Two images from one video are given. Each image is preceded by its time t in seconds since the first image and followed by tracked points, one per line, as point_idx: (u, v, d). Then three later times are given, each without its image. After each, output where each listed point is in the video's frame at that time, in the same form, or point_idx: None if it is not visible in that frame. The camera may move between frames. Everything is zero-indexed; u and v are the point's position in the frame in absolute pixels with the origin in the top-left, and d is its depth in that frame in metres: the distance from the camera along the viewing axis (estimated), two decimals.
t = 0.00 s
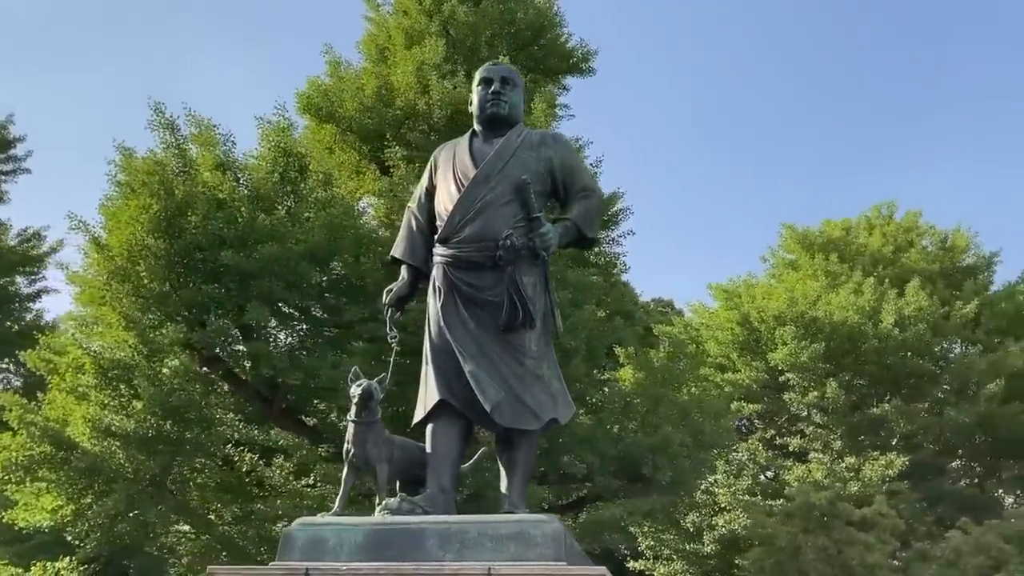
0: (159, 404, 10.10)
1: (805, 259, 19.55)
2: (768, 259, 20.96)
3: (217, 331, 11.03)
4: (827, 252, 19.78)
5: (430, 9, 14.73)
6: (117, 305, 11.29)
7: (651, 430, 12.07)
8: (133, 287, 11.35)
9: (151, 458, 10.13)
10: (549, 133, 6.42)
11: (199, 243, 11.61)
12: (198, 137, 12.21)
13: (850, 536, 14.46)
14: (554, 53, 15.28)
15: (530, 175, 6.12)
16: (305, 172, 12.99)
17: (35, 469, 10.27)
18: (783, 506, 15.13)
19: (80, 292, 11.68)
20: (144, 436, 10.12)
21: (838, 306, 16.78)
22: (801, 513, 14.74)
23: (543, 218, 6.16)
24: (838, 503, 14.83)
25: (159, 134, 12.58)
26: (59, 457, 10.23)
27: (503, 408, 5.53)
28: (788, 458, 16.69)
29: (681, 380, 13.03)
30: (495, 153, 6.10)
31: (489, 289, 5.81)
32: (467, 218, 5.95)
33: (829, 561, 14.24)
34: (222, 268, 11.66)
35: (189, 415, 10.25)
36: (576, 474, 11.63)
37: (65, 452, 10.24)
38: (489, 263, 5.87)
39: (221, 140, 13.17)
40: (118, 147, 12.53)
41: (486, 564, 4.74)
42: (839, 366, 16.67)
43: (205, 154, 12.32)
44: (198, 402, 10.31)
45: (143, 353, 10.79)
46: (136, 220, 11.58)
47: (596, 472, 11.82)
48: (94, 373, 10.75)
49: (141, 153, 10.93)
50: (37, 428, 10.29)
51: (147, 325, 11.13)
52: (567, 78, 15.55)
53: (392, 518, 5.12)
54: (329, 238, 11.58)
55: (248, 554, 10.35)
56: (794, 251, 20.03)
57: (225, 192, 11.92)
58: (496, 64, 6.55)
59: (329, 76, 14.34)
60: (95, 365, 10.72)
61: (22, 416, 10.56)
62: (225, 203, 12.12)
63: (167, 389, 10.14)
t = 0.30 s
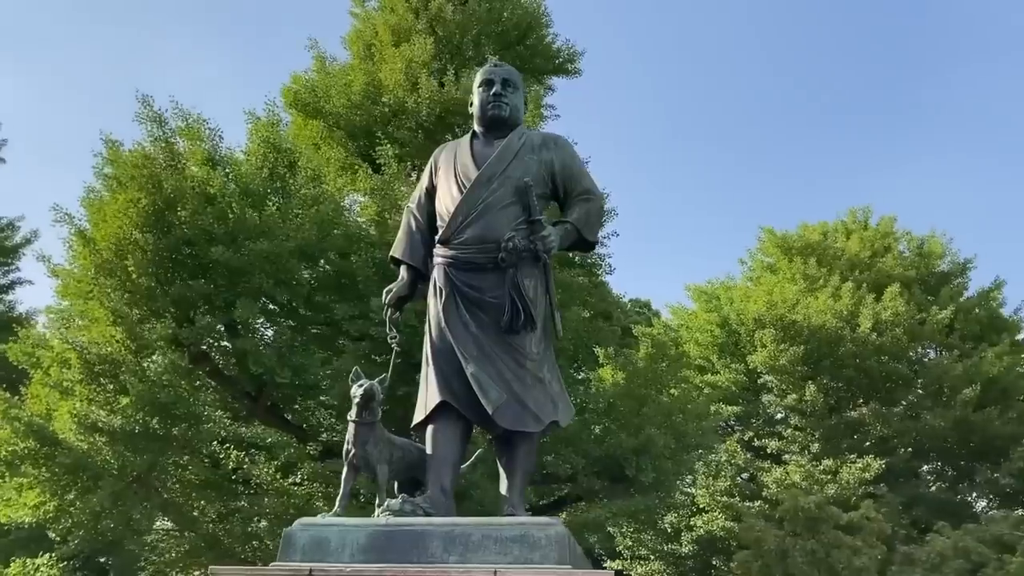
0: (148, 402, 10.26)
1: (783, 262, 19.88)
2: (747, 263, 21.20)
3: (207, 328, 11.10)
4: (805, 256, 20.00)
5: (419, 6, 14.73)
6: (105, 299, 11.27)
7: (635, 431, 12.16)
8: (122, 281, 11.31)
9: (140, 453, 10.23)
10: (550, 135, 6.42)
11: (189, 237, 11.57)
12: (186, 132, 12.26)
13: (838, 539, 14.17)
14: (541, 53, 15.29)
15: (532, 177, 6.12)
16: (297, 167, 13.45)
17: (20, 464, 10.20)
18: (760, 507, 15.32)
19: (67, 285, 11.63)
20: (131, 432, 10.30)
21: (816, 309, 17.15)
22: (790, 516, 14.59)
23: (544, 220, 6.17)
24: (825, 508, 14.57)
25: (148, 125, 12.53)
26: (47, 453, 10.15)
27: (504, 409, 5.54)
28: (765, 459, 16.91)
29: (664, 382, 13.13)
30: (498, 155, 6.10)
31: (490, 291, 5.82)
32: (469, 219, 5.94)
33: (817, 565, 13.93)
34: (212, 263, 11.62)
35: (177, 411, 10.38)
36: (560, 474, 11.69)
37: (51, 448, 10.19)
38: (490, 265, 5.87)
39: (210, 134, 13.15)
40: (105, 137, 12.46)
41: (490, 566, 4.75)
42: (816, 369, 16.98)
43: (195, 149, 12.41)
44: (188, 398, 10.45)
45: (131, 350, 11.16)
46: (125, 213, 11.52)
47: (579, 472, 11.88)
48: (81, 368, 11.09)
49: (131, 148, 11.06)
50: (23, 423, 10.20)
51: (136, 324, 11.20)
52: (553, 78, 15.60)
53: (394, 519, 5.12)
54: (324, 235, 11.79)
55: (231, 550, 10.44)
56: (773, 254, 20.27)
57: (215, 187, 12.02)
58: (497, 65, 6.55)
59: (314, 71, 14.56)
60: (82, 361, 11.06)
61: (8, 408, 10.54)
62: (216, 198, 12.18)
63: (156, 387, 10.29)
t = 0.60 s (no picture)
0: (137, 398, 10.21)
1: (762, 265, 20.12)
2: (727, 265, 21.40)
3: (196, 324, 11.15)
4: (784, 259, 20.19)
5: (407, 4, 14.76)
6: (93, 294, 11.43)
7: (619, 431, 12.24)
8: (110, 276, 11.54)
9: (126, 449, 10.14)
10: (550, 136, 6.42)
11: (178, 232, 11.68)
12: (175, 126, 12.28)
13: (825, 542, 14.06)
14: (528, 53, 15.32)
15: (533, 178, 6.12)
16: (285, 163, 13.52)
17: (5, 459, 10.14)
18: (738, 509, 15.49)
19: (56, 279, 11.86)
20: (118, 428, 10.21)
21: (796, 312, 17.39)
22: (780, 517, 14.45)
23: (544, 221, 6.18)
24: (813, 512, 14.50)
25: (136, 118, 12.56)
26: (30, 449, 10.04)
27: (505, 410, 5.55)
28: (744, 461, 17.09)
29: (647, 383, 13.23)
30: (499, 155, 6.09)
31: (491, 291, 5.82)
32: (470, 219, 5.94)
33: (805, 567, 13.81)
34: (200, 258, 11.66)
35: (166, 408, 10.31)
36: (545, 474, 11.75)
37: (35, 444, 10.05)
38: (491, 265, 5.87)
39: (197, 127, 13.16)
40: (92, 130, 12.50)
41: (494, 567, 4.76)
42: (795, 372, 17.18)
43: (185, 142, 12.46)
44: (176, 395, 10.43)
45: (119, 345, 11.24)
46: (111, 207, 11.65)
47: (564, 472, 11.95)
48: (66, 363, 11.17)
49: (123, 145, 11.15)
50: (8, 419, 10.09)
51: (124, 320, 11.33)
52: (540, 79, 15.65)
53: (395, 519, 5.12)
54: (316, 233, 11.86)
55: (217, 548, 10.41)
56: (752, 257, 20.50)
57: (204, 181, 12.12)
58: (498, 65, 6.55)
59: (301, 67, 14.69)
60: (69, 356, 11.13)
61: None
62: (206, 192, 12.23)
63: (144, 384, 10.23)
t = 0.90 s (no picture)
0: (127, 394, 10.09)
1: (742, 268, 20.31)
2: (706, 267, 21.58)
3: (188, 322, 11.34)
4: (764, 262, 20.38)
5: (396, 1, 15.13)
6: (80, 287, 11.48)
7: (603, 432, 12.35)
8: (98, 269, 11.62)
9: (111, 444, 10.14)
10: (552, 137, 6.42)
11: (168, 227, 11.83)
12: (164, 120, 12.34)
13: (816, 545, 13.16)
14: (516, 53, 15.41)
15: (535, 178, 6.12)
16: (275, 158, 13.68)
17: None
18: (718, 510, 15.63)
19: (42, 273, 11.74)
20: (104, 424, 10.14)
21: (774, 315, 17.77)
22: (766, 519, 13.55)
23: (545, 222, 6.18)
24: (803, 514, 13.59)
25: (124, 110, 12.59)
26: (13, 445, 9.92)
27: (506, 410, 5.54)
28: (722, 462, 17.26)
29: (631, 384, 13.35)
30: (501, 155, 6.08)
31: (493, 291, 5.81)
32: (472, 219, 5.92)
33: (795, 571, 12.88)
34: (190, 253, 11.85)
35: (155, 403, 10.22)
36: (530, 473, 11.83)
37: (17, 440, 9.95)
38: (493, 265, 5.87)
39: (187, 121, 13.16)
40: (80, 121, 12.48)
41: (499, 567, 4.76)
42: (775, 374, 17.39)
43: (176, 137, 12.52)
44: (165, 391, 10.29)
45: (106, 337, 11.22)
46: (100, 200, 11.76)
47: (549, 472, 12.02)
48: (52, 357, 10.82)
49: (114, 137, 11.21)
50: None
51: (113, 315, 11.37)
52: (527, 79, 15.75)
53: (397, 518, 5.10)
54: (306, 230, 12.17)
55: (202, 546, 10.30)
56: (732, 260, 20.70)
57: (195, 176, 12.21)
58: (499, 65, 6.54)
59: (288, 62, 14.98)
60: (54, 350, 10.84)
61: None
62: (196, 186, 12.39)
63: (133, 380, 10.16)
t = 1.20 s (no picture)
0: (117, 389, 10.15)
1: (722, 270, 20.46)
2: (686, 269, 21.72)
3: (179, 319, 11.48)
4: (745, 264, 20.48)
5: None
6: (68, 281, 11.56)
7: (588, 432, 12.41)
8: (86, 263, 11.69)
9: (96, 442, 10.12)
10: (554, 137, 6.41)
11: (158, 221, 11.92)
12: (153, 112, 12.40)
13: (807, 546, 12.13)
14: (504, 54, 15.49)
15: (538, 178, 6.11)
16: (265, 154, 13.75)
17: None
18: (697, 510, 15.72)
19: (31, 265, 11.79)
20: (92, 419, 10.13)
21: (755, 317, 17.87)
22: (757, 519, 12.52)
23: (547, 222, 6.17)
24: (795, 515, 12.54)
25: (112, 102, 12.64)
26: None
27: (509, 410, 5.54)
28: (701, 463, 17.38)
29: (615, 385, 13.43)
30: (504, 155, 6.07)
31: (495, 291, 5.80)
32: (475, 218, 5.90)
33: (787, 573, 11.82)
34: (180, 248, 12.00)
35: (144, 399, 10.25)
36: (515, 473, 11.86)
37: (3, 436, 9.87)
38: (496, 264, 5.85)
39: (175, 114, 13.18)
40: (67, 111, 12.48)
41: (505, 568, 4.75)
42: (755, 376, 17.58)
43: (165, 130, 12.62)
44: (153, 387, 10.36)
45: (93, 330, 11.13)
46: (89, 192, 11.86)
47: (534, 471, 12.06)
48: (37, 352, 10.55)
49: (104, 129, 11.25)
50: None
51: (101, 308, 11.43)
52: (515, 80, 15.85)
53: (400, 518, 5.08)
54: (297, 227, 12.65)
55: (188, 543, 10.20)
56: (713, 262, 20.85)
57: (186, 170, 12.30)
58: (501, 64, 6.52)
59: (275, 55, 15.23)
60: (40, 344, 10.51)
61: None
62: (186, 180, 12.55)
63: (124, 377, 10.21)
